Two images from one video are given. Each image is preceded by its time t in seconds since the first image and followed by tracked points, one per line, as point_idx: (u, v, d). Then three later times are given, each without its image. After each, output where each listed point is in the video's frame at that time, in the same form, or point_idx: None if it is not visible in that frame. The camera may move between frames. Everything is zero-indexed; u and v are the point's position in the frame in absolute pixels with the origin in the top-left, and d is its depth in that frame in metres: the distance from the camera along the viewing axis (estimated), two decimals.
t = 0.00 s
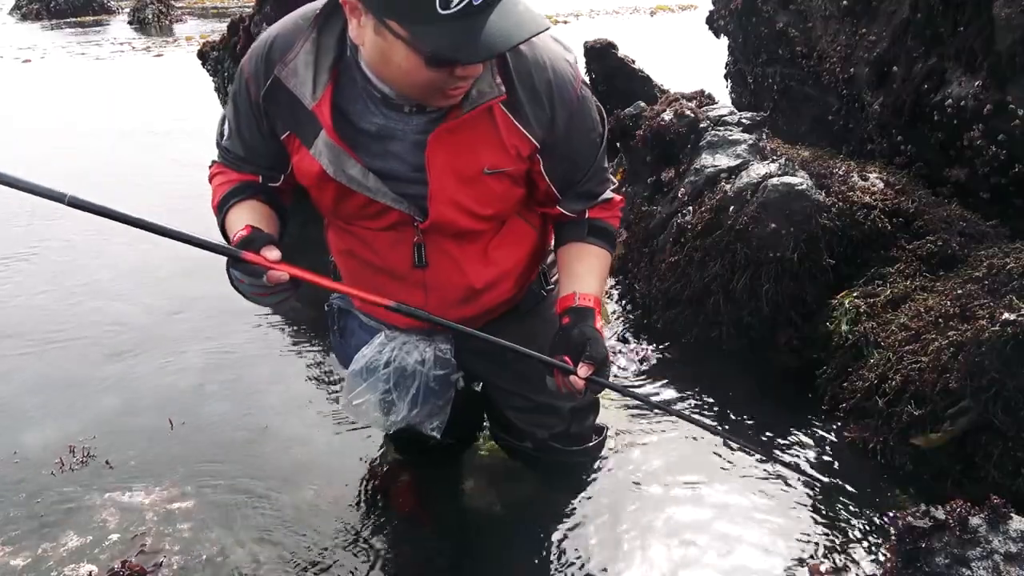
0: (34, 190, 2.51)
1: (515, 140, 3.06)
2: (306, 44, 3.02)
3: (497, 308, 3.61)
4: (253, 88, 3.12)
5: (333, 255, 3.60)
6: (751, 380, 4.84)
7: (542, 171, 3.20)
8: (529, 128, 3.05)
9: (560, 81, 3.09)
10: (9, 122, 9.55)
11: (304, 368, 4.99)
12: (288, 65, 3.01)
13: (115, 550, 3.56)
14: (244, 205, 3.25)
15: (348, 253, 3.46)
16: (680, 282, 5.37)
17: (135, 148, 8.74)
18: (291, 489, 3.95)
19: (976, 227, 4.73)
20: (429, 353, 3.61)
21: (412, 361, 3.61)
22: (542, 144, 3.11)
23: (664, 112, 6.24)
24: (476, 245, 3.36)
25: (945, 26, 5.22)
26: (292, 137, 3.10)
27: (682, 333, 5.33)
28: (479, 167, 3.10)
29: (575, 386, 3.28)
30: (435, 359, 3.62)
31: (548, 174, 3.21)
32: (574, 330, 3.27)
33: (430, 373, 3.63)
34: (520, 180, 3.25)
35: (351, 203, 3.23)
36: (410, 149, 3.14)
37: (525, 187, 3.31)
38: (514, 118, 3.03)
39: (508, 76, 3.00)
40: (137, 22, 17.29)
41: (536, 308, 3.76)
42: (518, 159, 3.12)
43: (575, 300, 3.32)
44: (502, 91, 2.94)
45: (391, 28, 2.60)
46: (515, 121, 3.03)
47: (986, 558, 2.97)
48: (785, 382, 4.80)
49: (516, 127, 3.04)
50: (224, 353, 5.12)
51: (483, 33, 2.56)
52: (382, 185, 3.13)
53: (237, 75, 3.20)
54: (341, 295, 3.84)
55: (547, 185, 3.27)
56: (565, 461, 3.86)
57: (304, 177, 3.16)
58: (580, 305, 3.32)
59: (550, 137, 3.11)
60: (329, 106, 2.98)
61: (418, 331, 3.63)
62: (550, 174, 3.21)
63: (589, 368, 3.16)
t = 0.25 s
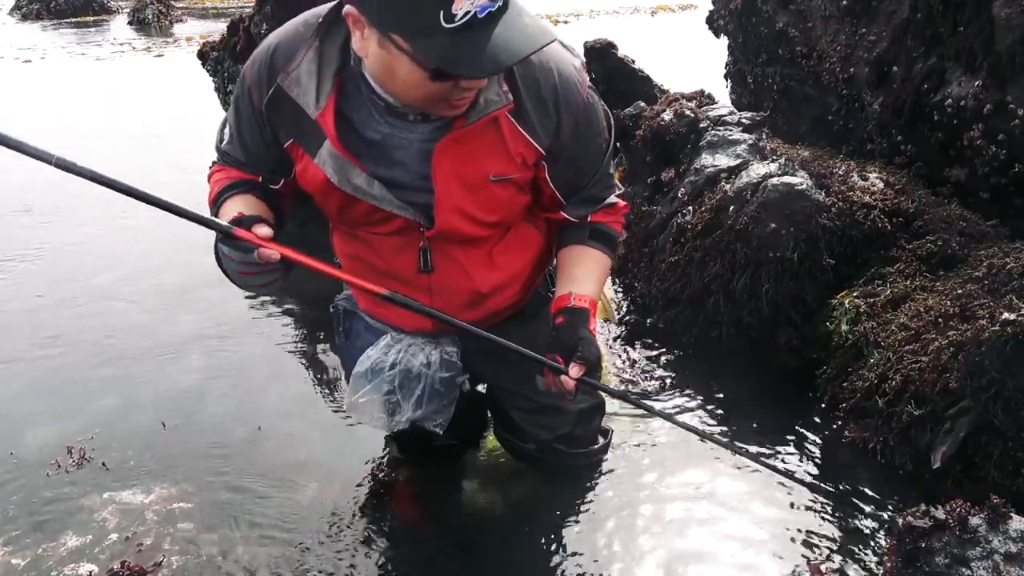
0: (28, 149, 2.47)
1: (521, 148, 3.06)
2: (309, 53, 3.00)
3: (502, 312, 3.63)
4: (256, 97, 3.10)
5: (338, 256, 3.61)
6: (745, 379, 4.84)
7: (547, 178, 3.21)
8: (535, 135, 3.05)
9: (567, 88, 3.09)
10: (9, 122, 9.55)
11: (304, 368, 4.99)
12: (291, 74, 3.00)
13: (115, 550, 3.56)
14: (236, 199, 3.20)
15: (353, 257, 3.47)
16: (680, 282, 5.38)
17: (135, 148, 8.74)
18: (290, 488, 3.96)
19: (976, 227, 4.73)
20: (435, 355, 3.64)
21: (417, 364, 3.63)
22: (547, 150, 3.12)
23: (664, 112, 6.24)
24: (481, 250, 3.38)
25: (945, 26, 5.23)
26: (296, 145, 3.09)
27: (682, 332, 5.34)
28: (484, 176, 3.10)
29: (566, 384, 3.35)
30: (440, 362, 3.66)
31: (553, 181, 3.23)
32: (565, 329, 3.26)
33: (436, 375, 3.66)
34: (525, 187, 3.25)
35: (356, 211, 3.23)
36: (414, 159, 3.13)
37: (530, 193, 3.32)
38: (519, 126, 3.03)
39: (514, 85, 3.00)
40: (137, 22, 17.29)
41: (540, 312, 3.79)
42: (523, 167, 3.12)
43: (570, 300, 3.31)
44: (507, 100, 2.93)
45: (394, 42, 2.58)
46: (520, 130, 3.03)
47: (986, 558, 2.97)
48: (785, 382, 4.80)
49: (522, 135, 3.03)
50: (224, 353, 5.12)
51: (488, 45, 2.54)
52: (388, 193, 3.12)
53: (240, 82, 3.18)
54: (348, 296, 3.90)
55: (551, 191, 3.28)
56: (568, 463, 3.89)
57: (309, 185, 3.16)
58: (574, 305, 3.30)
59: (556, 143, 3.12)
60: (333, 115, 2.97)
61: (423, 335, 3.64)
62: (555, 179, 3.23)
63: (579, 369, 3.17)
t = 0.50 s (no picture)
0: (34, 152, 2.48)
1: (526, 150, 3.06)
2: (314, 54, 2.99)
3: (507, 313, 3.62)
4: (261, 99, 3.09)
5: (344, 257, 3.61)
6: (745, 380, 4.83)
7: (553, 179, 3.21)
8: (540, 137, 3.05)
9: (572, 88, 3.09)
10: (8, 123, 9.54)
11: (304, 368, 4.99)
12: (295, 76, 2.98)
13: (115, 549, 3.56)
14: (245, 206, 3.18)
15: (359, 258, 3.46)
16: (681, 282, 5.38)
17: (135, 148, 8.74)
18: (290, 488, 3.95)
19: (976, 227, 4.73)
20: (440, 357, 3.62)
21: (422, 365, 3.60)
22: (553, 151, 3.12)
23: (664, 112, 6.24)
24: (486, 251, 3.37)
25: (945, 26, 5.23)
26: (301, 147, 3.08)
27: (681, 332, 5.34)
28: (490, 177, 3.10)
29: (586, 393, 3.30)
30: (445, 363, 3.64)
31: (559, 181, 3.23)
32: (585, 334, 3.28)
33: (441, 377, 3.64)
34: (531, 189, 3.25)
35: (361, 211, 3.22)
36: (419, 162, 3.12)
37: (535, 194, 3.31)
38: (525, 127, 3.02)
39: (520, 86, 2.99)
40: (137, 22, 17.29)
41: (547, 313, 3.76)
42: (528, 168, 3.12)
43: (586, 305, 3.33)
44: (514, 100, 2.93)
45: (396, 42, 2.58)
46: (526, 131, 3.03)
47: (986, 558, 2.97)
48: (785, 382, 4.80)
49: (528, 136, 3.03)
50: (224, 353, 5.12)
51: (491, 49, 2.54)
52: (393, 196, 3.12)
53: (245, 85, 3.17)
54: (351, 296, 3.86)
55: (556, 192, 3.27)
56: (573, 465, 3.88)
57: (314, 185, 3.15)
58: (591, 310, 3.32)
59: (562, 144, 3.12)
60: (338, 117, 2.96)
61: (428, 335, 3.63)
62: (561, 180, 3.23)
63: (602, 373, 3.19)
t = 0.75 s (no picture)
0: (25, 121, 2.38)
1: (531, 153, 3.07)
2: (320, 59, 2.99)
3: (512, 315, 3.62)
4: (265, 105, 3.06)
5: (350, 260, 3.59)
6: (745, 380, 4.83)
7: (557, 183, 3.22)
8: (545, 140, 3.06)
9: (577, 91, 3.09)
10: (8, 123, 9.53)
11: (304, 368, 4.98)
12: (301, 82, 2.97)
13: (115, 549, 3.56)
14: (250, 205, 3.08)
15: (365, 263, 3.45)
16: (681, 282, 5.38)
17: (135, 148, 8.73)
18: (290, 488, 3.95)
19: (976, 227, 4.73)
20: (446, 357, 3.59)
21: (429, 365, 3.57)
22: (557, 154, 3.13)
23: (664, 112, 6.24)
24: (492, 254, 3.38)
25: (945, 26, 5.23)
26: (307, 152, 3.07)
27: (681, 332, 5.34)
28: (496, 182, 3.10)
29: (580, 389, 3.40)
30: (452, 363, 3.61)
31: (564, 184, 3.24)
32: (578, 332, 3.30)
33: (447, 377, 3.60)
34: (535, 192, 3.26)
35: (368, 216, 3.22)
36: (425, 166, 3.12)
37: (540, 196, 3.32)
38: (530, 131, 3.03)
39: (526, 90, 3.00)
40: (137, 22, 17.28)
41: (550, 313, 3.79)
42: (533, 171, 3.13)
43: (582, 304, 3.34)
44: (520, 104, 2.95)
45: (404, 49, 2.58)
46: (531, 134, 3.03)
47: (986, 558, 2.97)
48: (785, 382, 4.79)
49: (533, 140, 3.04)
50: (224, 352, 5.12)
51: (500, 55, 2.54)
52: (401, 201, 3.12)
53: (249, 91, 3.14)
54: (356, 296, 3.82)
55: (561, 194, 3.28)
56: (577, 464, 3.87)
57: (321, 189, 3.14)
58: (586, 308, 3.34)
59: (566, 147, 3.13)
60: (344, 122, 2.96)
61: (435, 335, 3.60)
62: (565, 182, 3.24)
63: (596, 370, 3.22)
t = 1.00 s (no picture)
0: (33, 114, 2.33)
1: (536, 153, 3.07)
2: (325, 59, 2.97)
3: (516, 315, 3.62)
4: (270, 104, 3.05)
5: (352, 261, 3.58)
6: (745, 380, 4.82)
7: (561, 183, 3.22)
8: (550, 140, 3.06)
9: (581, 90, 3.09)
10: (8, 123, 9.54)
11: (303, 368, 4.98)
12: (307, 81, 2.96)
13: (115, 549, 3.56)
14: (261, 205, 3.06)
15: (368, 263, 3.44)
16: (681, 282, 5.38)
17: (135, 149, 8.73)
18: (290, 488, 3.95)
19: (976, 227, 4.73)
20: (449, 356, 3.57)
21: (432, 365, 3.55)
22: (561, 154, 3.13)
23: (664, 112, 6.23)
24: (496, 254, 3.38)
25: (944, 26, 5.24)
26: (313, 151, 3.05)
27: (682, 332, 5.34)
28: (500, 181, 3.11)
29: (600, 385, 3.33)
30: (455, 363, 3.59)
31: (568, 183, 3.24)
32: (594, 329, 3.27)
33: (450, 376, 3.58)
34: (540, 192, 3.27)
35: (372, 216, 3.22)
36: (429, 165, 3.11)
37: (544, 196, 3.32)
38: (534, 132, 3.03)
39: (531, 91, 2.99)
40: (137, 22, 17.28)
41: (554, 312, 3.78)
42: (538, 171, 3.13)
43: (597, 301, 3.33)
44: (525, 105, 2.94)
45: (412, 50, 2.58)
46: (536, 134, 3.03)
47: (986, 558, 2.97)
48: (785, 381, 4.79)
49: (538, 140, 3.04)
50: (223, 352, 5.11)
51: (508, 55, 2.54)
52: (406, 200, 3.12)
53: (254, 91, 3.13)
54: (359, 295, 3.81)
55: (565, 194, 3.29)
56: (577, 465, 3.88)
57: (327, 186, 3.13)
58: (601, 305, 3.32)
59: (570, 147, 3.14)
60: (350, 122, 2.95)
61: (439, 334, 3.56)
62: (569, 182, 3.25)
63: (615, 365, 3.17)
